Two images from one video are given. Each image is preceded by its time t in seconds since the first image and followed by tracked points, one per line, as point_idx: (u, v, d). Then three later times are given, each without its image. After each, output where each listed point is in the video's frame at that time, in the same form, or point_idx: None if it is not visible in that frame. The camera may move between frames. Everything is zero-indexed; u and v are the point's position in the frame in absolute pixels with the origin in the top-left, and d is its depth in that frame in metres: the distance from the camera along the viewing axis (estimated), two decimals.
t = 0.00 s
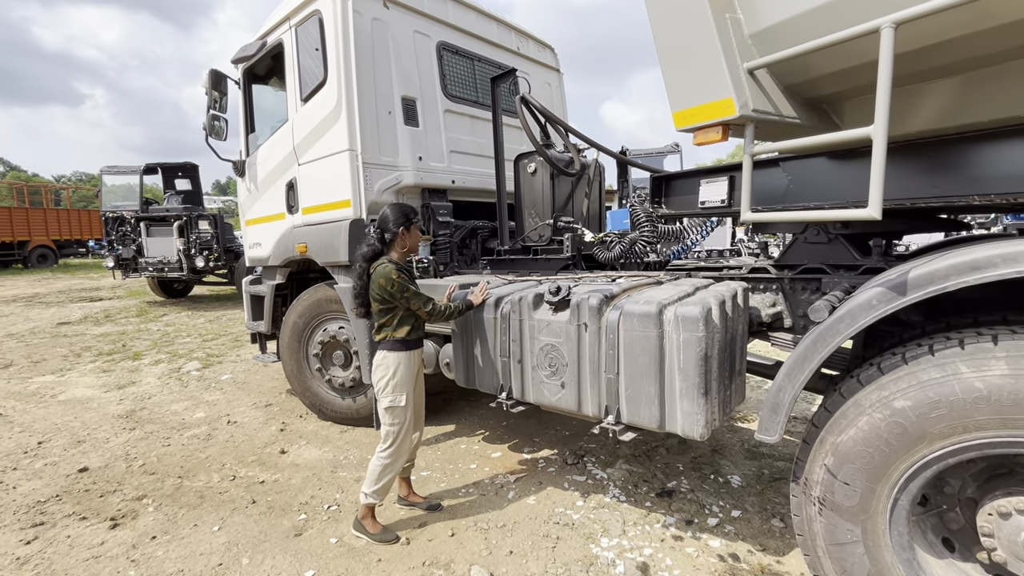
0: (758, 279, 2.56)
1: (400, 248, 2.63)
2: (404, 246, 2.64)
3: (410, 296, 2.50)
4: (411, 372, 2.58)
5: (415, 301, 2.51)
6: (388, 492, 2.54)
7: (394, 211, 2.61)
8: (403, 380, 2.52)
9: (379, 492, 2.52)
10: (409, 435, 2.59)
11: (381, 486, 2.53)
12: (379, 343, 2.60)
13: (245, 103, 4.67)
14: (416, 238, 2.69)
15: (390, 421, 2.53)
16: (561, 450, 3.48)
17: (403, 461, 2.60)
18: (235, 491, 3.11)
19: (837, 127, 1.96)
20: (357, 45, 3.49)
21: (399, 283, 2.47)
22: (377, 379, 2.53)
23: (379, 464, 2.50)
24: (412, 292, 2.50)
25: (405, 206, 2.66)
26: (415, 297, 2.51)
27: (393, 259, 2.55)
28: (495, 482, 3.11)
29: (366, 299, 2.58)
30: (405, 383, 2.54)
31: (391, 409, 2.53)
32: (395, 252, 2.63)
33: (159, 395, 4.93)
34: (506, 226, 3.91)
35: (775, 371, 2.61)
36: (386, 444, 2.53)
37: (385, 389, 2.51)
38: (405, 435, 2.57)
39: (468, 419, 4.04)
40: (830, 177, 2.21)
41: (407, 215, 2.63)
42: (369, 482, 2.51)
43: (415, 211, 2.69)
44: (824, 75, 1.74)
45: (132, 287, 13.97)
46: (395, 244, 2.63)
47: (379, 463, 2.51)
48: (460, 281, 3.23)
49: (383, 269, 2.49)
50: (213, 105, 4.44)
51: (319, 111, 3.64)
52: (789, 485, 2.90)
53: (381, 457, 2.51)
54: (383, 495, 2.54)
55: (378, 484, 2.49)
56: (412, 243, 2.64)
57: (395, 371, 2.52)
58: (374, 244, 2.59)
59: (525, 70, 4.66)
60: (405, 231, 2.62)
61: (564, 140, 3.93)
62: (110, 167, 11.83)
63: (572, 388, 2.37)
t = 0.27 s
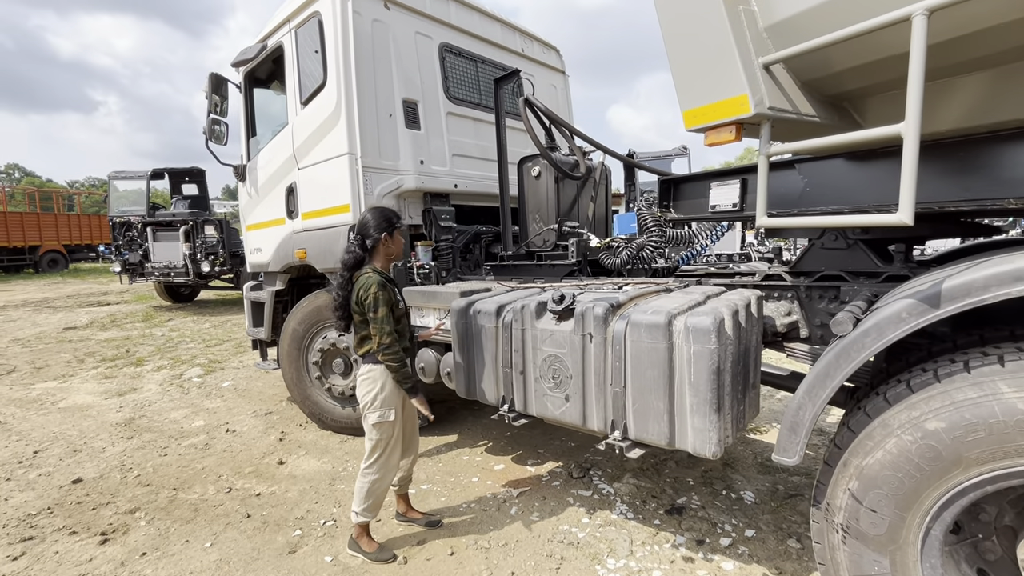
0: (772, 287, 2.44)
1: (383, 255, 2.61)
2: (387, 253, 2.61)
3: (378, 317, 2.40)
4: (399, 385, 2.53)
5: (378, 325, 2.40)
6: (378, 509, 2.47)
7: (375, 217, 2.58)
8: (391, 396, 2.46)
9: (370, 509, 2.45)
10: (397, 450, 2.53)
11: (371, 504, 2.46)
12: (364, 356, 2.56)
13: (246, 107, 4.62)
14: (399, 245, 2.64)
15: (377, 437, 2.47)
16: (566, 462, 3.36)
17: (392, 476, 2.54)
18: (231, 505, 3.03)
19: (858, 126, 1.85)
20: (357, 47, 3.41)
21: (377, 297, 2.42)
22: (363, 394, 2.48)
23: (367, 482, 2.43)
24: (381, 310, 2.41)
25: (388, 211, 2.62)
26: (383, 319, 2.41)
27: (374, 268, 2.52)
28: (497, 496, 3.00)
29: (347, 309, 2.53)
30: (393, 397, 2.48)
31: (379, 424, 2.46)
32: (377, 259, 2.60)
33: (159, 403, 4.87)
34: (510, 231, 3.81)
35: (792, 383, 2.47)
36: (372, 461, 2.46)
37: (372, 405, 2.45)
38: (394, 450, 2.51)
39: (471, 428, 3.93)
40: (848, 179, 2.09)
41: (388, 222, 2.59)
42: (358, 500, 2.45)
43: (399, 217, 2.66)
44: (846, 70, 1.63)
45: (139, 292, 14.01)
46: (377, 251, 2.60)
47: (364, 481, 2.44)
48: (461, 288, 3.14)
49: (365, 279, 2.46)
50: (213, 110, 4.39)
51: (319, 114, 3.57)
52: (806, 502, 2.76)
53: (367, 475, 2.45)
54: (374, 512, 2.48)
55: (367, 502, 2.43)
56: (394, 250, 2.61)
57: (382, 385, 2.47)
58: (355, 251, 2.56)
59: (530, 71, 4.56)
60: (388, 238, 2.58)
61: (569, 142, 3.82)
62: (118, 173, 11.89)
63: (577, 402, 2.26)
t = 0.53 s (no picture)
0: (787, 295, 2.33)
1: (376, 263, 2.54)
2: (379, 261, 2.55)
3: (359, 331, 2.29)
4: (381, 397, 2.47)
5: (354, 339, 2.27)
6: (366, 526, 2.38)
7: (367, 224, 2.50)
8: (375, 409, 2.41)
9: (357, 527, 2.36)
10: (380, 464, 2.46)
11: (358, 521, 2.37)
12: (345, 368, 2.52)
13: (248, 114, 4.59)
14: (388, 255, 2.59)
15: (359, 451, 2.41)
16: (572, 476, 3.25)
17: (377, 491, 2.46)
18: (226, 520, 2.94)
19: (879, 126, 1.75)
20: (358, 51, 3.36)
21: (365, 308, 2.34)
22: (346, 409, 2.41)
23: (352, 501, 2.34)
24: (366, 323, 2.32)
25: (379, 218, 2.55)
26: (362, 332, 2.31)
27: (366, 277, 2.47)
28: (501, 512, 2.89)
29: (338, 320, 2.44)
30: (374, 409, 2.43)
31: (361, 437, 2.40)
32: (367, 268, 2.54)
33: (159, 412, 4.81)
34: (514, 238, 3.72)
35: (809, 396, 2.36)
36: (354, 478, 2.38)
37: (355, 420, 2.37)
38: (376, 462, 2.44)
39: (474, 440, 3.84)
40: (867, 182, 1.99)
41: (380, 229, 2.53)
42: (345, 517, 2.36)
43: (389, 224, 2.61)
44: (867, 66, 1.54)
45: (146, 299, 14.05)
46: (369, 259, 2.53)
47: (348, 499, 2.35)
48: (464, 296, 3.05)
49: (358, 287, 2.39)
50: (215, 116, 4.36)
51: (320, 120, 3.52)
52: (823, 521, 2.63)
53: (350, 493, 2.36)
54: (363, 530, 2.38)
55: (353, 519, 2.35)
56: (386, 259, 2.56)
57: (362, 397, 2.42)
58: (348, 260, 2.46)
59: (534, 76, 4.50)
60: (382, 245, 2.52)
61: (574, 147, 3.74)
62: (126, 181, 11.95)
63: (583, 416, 2.16)
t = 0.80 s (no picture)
0: (804, 307, 2.24)
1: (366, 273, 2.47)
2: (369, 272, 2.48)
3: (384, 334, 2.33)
4: (378, 413, 2.44)
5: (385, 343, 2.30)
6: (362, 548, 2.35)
7: (357, 235, 2.41)
8: (372, 426, 2.38)
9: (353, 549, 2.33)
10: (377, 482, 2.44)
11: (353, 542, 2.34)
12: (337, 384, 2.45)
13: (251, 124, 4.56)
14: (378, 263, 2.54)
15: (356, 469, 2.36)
16: (579, 495, 3.14)
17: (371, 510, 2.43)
18: (221, 540, 2.84)
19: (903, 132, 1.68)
20: (360, 60, 3.32)
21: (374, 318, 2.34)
22: (340, 426, 2.35)
23: (347, 522, 2.31)
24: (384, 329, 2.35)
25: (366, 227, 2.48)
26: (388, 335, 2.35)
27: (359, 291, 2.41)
28: (505, 533, 2.78)
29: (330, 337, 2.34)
30: (372, 426, 2.40)
31: (358, 455, 2.36)
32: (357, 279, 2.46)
33: (157, 426, 4.72)
34: (518, 248, 3.65)
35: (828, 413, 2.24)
36: (347, 497, 2.34)
37: (351, 436, 2.32)
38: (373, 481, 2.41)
39: (478, 456, 3.73)
40: (889, 190, 1.90)
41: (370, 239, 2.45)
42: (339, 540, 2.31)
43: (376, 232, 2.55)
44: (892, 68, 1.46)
45: (150, 310, 14.03)
46: (358, 271, 2.45)
47: (343, 520, 2.31)
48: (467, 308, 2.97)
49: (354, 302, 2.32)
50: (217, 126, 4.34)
51: (322, 129, 3.47)
52: (844, 544, 2.50)
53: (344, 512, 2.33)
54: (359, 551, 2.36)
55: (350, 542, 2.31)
56: (375, 270, 2.50)
57: (360, 414, 2.38)
58: (338, 273, 2.36)
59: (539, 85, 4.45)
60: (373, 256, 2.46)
61: (580, 156, 3.68)
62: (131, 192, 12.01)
63: (591, 434, 2.07)
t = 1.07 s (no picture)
0: (828, 324, 2.12)
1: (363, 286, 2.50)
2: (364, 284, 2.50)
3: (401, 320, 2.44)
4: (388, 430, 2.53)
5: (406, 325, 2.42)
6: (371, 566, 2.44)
7: (351, 248, 2.44)
8: (384, 443, 2.47)
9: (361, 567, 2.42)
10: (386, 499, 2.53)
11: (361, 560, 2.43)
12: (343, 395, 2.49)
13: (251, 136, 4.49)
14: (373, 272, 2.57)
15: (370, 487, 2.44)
16: (588, 521, 2.99)
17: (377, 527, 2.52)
18: (211, 570, 2.68)
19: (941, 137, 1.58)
20: (362, 70, 3.25)
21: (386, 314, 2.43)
22: (356, 442, 2.42)
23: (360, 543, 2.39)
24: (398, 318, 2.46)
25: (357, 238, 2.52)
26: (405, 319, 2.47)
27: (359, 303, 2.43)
28: (511, 563, 2.62)
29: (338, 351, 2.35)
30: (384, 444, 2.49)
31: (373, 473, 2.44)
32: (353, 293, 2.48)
33: (150, 445, 4.57)
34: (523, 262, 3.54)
35: (856, 437, 2.11)
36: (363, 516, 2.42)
37: (368, 451, 2.41)
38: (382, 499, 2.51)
39: (481, 478, 3.58)
40: (920, 200, 1.79)
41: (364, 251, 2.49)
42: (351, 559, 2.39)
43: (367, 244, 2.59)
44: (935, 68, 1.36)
45: (149, 323, 13.92)
46: (354, 284, 2.47)
47: (358, 535, 2.41)
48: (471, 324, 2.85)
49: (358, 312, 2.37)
50: (216, 138, 4.27)
51: (322, 139, 3.38)
52: None
53: (359, 528, 2.43)
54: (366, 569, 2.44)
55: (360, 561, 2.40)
56: (370, 282, 2.52)
57: (374, 431, 2.46)
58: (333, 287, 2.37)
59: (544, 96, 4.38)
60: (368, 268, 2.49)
61: (586, 167, 3.58)
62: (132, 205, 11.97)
63: (605, 461, 1.93)
